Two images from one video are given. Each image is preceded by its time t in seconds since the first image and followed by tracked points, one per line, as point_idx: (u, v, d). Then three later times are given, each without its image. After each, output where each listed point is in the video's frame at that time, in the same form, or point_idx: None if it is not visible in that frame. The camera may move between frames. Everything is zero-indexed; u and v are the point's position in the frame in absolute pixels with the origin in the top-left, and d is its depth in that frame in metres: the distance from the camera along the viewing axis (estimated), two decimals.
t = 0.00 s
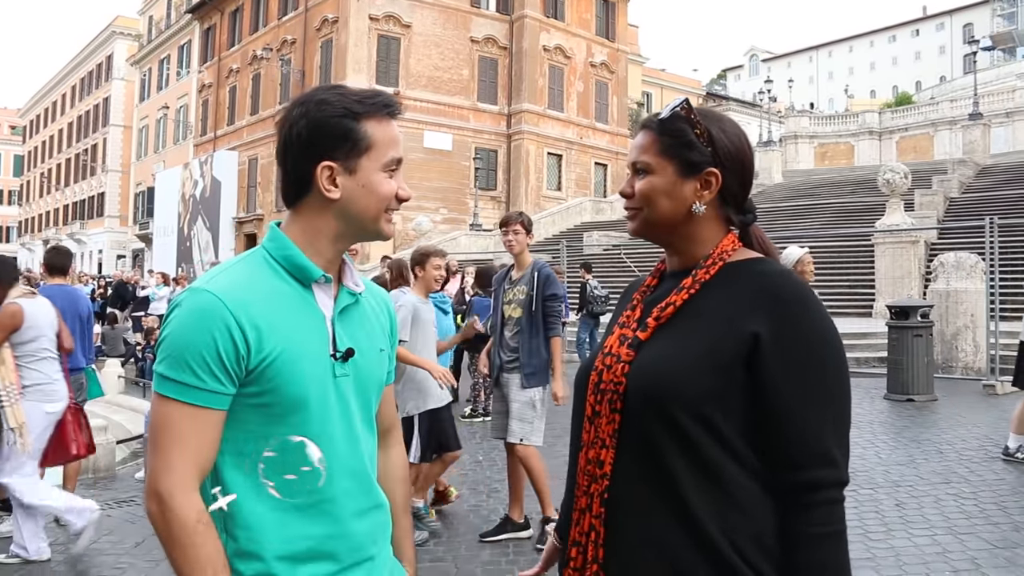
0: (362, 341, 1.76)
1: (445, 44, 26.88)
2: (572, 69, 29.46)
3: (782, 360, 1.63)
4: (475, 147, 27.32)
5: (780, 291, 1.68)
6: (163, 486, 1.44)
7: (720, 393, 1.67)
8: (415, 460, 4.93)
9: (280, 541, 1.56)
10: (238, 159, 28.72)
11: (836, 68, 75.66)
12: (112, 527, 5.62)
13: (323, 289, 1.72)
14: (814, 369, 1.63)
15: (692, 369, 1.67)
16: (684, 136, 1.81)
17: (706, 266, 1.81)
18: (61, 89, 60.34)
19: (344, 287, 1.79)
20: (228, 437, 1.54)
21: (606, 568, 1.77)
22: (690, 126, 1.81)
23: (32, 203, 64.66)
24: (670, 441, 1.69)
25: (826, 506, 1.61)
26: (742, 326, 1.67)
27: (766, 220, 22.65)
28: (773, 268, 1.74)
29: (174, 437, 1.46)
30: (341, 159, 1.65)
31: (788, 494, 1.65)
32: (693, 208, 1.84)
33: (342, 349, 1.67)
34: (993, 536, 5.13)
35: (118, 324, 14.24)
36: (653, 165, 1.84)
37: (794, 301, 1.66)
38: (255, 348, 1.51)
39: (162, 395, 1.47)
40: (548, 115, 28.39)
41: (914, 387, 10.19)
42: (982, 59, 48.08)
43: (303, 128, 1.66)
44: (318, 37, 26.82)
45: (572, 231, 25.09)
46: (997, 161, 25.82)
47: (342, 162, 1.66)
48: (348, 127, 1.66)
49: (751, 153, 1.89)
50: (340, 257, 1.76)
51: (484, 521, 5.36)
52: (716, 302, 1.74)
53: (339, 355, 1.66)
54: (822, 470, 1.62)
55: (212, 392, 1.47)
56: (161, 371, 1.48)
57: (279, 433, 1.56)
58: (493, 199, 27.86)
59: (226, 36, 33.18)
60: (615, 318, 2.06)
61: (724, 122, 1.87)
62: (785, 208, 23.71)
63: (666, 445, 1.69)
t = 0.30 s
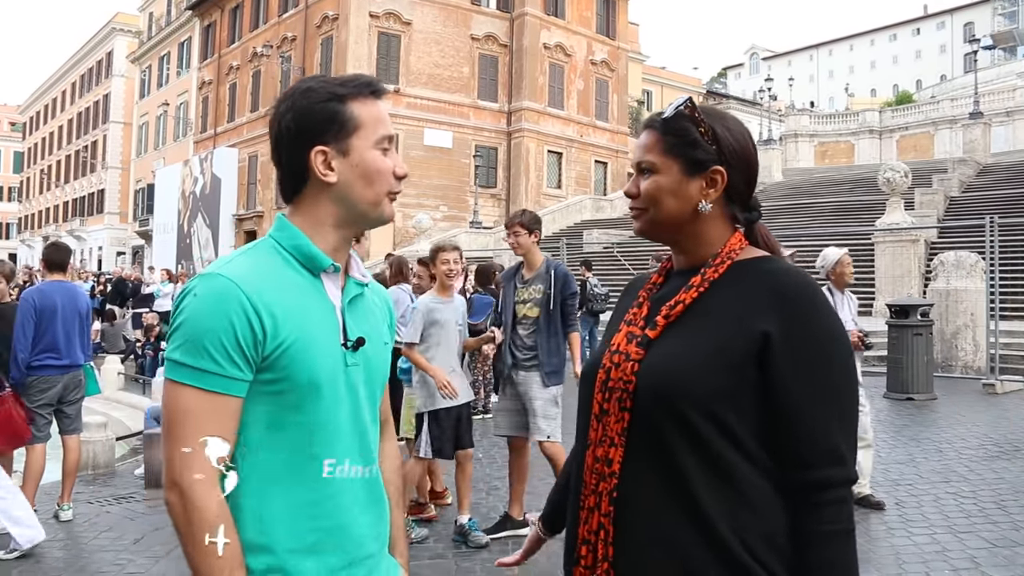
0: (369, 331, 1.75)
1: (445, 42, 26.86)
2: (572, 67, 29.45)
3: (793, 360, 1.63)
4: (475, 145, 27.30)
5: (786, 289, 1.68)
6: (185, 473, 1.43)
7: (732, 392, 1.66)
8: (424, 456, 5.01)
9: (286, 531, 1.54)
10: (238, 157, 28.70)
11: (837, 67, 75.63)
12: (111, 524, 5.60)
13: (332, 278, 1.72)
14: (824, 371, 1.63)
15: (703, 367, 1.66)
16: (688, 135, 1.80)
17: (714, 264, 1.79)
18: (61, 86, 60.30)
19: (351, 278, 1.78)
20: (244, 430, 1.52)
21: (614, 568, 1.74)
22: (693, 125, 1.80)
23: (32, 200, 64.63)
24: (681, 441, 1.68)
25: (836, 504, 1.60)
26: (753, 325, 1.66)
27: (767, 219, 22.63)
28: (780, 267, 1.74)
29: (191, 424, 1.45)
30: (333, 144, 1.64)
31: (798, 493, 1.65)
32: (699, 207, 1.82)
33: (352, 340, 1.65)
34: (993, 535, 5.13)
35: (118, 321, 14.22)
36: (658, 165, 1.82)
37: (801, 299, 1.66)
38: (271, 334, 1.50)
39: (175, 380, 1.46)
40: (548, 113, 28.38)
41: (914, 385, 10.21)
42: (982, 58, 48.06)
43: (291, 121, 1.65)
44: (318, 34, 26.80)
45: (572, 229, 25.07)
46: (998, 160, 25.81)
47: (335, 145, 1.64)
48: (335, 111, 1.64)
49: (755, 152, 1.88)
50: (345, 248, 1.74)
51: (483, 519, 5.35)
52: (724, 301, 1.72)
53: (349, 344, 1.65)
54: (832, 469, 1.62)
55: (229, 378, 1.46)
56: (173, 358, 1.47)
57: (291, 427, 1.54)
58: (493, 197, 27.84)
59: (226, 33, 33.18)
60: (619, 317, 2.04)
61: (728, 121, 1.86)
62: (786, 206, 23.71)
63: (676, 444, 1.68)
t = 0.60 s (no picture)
0: (350, 334, 1.74)
1: (445, 39, 26.83)
2: (572, 65, 29.44)
3: (796, 355, 1.62)
4: (475, 142, 27.27)
5: (788, 284, 1.67)
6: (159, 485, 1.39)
7: (733, 388, 1.65)
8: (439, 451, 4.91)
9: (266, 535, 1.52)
10: (237, 154, 28.68)
11: (837, 65, 75.60)
12: (111, 521, 5.59)
13: (317, 279, 1.71)
14: (826, 368, 1.61)
15: (705, 363, 1.65)
16: (697, 130, 1.79)
17: (713, 261, 1.78)
18: (61, 83, 60.22)
19: (335, 278, 1.77)
20: (232, 433, 1.49)
21: (617, 567, 1.73)
22: (703, 120, 1.79)
23: (31, 197, 64.56)
24: (683, 439, 1.66)
25: (833, 501, 1.59)
26: (754, 319, 1.65)
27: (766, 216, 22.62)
28: (782, 264, 1.73)
29: (173, 426, 1.40)
30: (293, 135, 1.64)
31: (798, 488, 1.63)
32: (705, 203, 1.81)
33: (337, 345, 1.66)
34: (991, 532, 5.12)
35: (117, 318, 14.21)
36: (664, 158, 1.81)
37: (802, 294, 1.65)
38: (260, 336, 1.49)
39: (155, 379, 1.41)
40: (548, 111, 28.35)
41: (914, 384, 10.21)
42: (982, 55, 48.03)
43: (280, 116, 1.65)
44: (318, 32, 26.78)
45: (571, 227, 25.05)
46: (997, 158, 25.78)
47: (297, 137, 1.64)
48: (297, 107, 1.65)
49: (760, 149, 1.87)
50: (329, 248, 1.73)
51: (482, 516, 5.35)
52: (726, 297, 1.71)
53: (334, 348, 1.64)
54: (829, 466, 1.60)
55: (218, 379, 1.43)
56: (157, 356, 1.42)
57: (281, 429, 1.52)
58: (493, 194, 27.81)
59: (226, 30, 33.16)
60: (617, 313, 2.03)
61: (734, 118, 1.85)
62: (785, 204, 23.72)
63: (678, 439, 1.67)
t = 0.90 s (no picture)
0: (351, 339, 1.71)
1: (444, 37, 26.81)
2: (571, 63, 29.43)
3: (793, 352, 1.62)
4: (473, 141, 27.25)
5: (785, 283, 1.67)
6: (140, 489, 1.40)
7: (731, 387, 1.65)
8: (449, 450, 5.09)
9: (249, 537, 1.52)
10: (236, 152, 28.68)
11: (835, 64, 75.59)
12: (109, 520, 5.58)
13: (314, 284, 1.69)
14: (822, 367, 1.61)
15: (701, 364, 1.65)
16: (699, 131, 1.78)
17: (711, 262, 1.78)
18: (59, 81, 60.11)
19: (335, 283, 1.75)
20: (213, 436, 1.50)
21: (615, 567, 1.72)
22: (705, 122, 1.79)
23: (29, 195, 64.48)
24: (682, 439, 1.66)
25: (828, 501, 1.58)
26: (750, 319, 1.65)
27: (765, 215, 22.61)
28: (777, 264, 1.72)
29: (149, 427, 1.43)
30: (290, 141, 1.64)
31: (796, 486, 1.63)
32: (706, 204, 1.81)
33: (333, 349, 1.64)
34: (990, 531, 5.13)
35: (115, 316, 14.19)
36: (665, 160, 1.80)
37: (799, 293, 1.65)
38: (237, 340, 1.49)
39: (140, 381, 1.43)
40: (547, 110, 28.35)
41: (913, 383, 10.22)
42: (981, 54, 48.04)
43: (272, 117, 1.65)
44: (317, 30, 26.75)
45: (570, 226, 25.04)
46: (996, 157, 25.81)
47: (293, 142, 1.63)
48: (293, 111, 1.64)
49: (760, 150, 1.87)
50: (328, 250, 1.71)
51: (479, 515, 5.34)
52: (722, 297, 1.71)
53: (329, 354, 1.62)
54: (825, 465, 1.60)
55: (198, 382, 1.44)
56: (141, 363, 1.44)
57: (264, 432, 1.52)
58: (491, 193, 27.81)
59: (224, 28, 33.13)
60: (617, 313, 2.02)
61: (736, 120, 1.85)
62: (784, 203, 23.73)
63: (676, 439, 1.66)
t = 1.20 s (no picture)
0: (349, 343, 1.71)
1: (443, 39, 26.83)
2: (570, 65, 29.46)
3: (796, 353, 1.62)
4: (473, 142, 27.27)
5: (784, 286, 1.68)
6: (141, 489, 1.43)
7: (733, 393, 1.66)
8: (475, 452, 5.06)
9: (245, 536, 1.53)
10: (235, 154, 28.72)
11: (834, 64, 75.67)
12: (108, 522, 5.58)
13: (312, 286, 1.69)
14: (822, 369, 1.62)
15: (703, 367, 1.66)
16: (700, 134, 1.79)
17: (710, 264, 1.79)
18: (59, 82, 60.15)
19: (335, 286, 1.74)
20: (209, 435, 1.52)
21: (618, 570, 1.73)
22: (706, 126, 1.80)
23: (28, 196, 64.50)
24: (685, 444, 1.67)
25: (830, 503, 1.59)
26: (751, 321, 1.66)
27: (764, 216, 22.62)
28: (776, 266, 1.73)
29: (146, 424, 1.44)
30: (289, 145, 1.65)
31: (797, 489, 1.64)
32: (707, 207, 1.82)
33: (330, 351, 1.63)
34: (990, 532, 5.13)
35: (114, 318, 14.19)
36: (666, 162, 1.81)
37: (797, 295, 1.66)
38: (233, 338, 1.50)
39: (136, 380, 1.46)
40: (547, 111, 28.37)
41: (913, 384, 10.23)
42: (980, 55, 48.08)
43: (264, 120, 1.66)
44: (316, 32, 26.78)
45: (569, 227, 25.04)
46: (995, 157, 25.85)
47: (291, 148, 1.65)
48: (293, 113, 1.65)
49: (760, 153, 1.88)
50: (326, 252, 1.72)
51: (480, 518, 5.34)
52: (722, 301, 1.72)
53: (325, 355, 1.62)
54: (825, 467, 1.61)
55: (194, 382, 1.46)
56: (138, 356, 1.46)
57: (259, 430, 1.53)
58: (491, 194, 27.82)
59: (224, 30, 33.17)
60: (618, 318, 2.03)
61: (735, 123, 1.87)
62: (783, 204, 23.75)
63: (678, 444, 1.67)
